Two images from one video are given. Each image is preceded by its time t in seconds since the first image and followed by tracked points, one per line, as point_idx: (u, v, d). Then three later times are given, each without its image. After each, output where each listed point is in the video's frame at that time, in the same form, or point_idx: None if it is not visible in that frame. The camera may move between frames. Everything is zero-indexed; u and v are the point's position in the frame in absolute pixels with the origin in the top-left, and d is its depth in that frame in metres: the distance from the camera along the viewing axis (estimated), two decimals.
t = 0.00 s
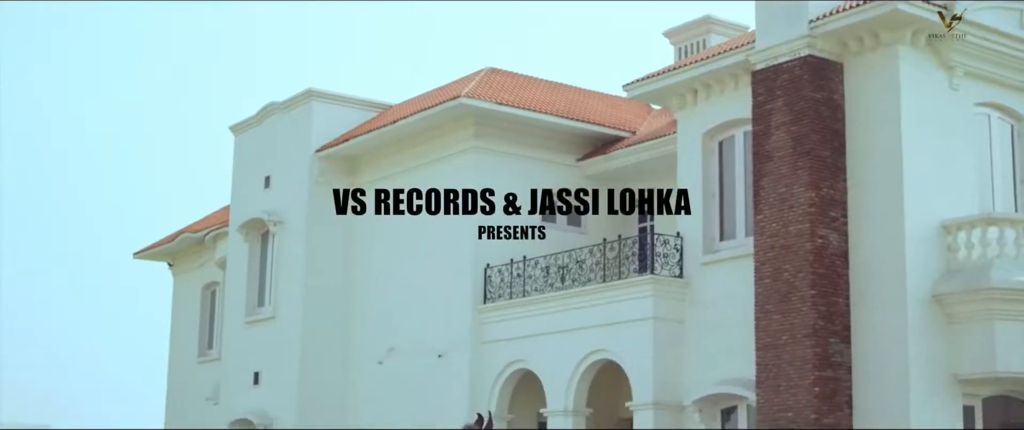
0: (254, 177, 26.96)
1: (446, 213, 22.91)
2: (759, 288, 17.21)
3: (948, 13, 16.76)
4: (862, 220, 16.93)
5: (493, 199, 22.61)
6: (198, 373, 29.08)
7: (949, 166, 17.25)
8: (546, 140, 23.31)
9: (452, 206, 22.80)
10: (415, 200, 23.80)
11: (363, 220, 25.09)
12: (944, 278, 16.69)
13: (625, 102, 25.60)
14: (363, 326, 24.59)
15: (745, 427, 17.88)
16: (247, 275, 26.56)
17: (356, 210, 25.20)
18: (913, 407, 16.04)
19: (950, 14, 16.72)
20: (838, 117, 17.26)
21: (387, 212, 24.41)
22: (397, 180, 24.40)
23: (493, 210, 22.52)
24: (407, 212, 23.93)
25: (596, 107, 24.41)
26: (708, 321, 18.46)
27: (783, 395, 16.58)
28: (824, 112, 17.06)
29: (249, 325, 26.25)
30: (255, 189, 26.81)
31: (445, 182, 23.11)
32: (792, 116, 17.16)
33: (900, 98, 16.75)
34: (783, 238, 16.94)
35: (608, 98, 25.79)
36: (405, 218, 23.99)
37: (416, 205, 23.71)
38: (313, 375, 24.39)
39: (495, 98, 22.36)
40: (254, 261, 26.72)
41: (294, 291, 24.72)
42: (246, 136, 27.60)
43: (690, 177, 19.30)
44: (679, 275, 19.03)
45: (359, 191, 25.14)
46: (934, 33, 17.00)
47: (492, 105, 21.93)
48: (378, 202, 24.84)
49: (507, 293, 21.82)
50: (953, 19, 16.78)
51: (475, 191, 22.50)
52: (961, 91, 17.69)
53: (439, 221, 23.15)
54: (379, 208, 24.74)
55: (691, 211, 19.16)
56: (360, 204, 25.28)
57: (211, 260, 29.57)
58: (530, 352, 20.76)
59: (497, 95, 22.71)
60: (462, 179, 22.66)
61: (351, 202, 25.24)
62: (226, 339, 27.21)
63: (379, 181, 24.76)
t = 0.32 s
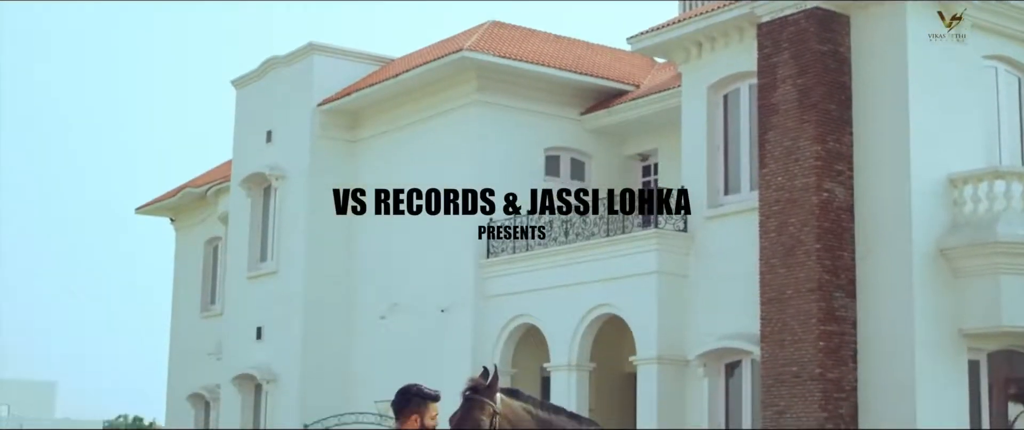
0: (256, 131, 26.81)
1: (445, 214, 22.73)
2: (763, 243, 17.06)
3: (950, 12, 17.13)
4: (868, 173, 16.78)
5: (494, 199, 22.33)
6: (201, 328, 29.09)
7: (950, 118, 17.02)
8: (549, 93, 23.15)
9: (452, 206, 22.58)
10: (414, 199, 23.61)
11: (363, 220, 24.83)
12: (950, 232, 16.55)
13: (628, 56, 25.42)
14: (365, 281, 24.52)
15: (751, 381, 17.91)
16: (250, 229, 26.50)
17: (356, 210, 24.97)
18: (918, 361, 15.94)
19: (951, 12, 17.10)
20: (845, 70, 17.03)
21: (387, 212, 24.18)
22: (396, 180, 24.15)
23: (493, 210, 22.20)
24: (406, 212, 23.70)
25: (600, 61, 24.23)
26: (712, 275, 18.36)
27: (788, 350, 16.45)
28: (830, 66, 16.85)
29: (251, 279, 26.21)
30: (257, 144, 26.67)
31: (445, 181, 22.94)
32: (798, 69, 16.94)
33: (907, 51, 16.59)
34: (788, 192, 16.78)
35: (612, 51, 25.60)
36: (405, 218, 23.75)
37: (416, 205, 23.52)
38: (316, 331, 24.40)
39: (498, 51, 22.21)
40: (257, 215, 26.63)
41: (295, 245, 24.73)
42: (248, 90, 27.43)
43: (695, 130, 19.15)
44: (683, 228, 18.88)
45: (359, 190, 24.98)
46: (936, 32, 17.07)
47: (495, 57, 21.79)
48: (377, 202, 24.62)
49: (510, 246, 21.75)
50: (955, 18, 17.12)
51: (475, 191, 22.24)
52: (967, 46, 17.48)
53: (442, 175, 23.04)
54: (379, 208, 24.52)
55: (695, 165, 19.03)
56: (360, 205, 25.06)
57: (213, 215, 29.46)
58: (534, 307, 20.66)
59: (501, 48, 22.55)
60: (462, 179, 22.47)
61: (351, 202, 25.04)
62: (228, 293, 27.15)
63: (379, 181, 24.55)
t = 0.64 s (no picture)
0: (258, 85, 26.65)
1: (446, 214, 22.76)
2: (768, 197, 16.88)
3: (948, 12, 16.68)
4: (874, 128, 16.64)
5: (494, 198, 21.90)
6: (204, 284, 29.06)
7: (964, 74, 16.63)
8: (553, 46, 22.97)
9: (453, 206, 22.71)
10: (415, 200, 23.76)
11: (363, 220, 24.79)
12: (957, 187, 16.36)
13: (633, 9, 25.21)
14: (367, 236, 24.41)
15: (756, 336, 17.70)
16: (252, 184, 26.39)
17: (356, 210, 24.90)
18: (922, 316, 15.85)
19: (950, 12, 16.67)
20: (851, 23, 16.81)
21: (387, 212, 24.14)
22: (397, 180, 23.98)
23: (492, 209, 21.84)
24: (406, 212, 23.70)
25: (604, 15, 24.01)
26: (717, 229, 18.25)
27: (792, 304, 16.32)
28: (837, 19, 16.62)
29: (254, 234, 26.12)
30: (259, 97, 26.50)
31: (444, 181, 22.93)
32: (804, 22, 16.71)
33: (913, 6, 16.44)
34: (793, 146, 16.57)
35: (616, 6, 25.41)
36: (405, 218, 23.66)
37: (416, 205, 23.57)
38: (318, 287, 24.39)
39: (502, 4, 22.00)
40: (259, 169, 26.51)
41: (297, 204, 24.74)
42: (250, 43, 27.23)
43: (700, 84, 18.98)
44: (687, 184, 18.72)
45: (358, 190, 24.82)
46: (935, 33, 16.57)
47: (500, 11, 21.59)
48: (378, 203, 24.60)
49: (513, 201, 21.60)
50: (955, 17, 16.66)
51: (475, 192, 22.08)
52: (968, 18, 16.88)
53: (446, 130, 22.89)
54: (379, 208, 24.50)
55: (700, 118, 18.87)
56: (360, 205, 24.98)
57: (215, 170, 29.32)
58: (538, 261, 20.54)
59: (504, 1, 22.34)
60: (463, 178, 22.44)
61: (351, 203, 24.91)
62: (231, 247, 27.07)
63: (379, 180, 24.39)
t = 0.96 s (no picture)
0: (258, 41, 26.48)
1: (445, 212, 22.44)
2: (774, 154, 16.75)
3: (948, 12, 16.17)
4: (880, 83, 16.47)
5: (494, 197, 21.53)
6: (207, 241, 29.00)
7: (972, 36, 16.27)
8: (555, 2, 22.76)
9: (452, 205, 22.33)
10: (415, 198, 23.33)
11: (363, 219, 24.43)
12: (963, 143, 16.06)
13: None
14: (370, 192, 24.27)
15: (760, 292, 17.70)
16: (253, 140, 26.28)
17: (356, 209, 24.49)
18: (929, 271, 15.74)
19: (950, 11, 16.14)
20: None
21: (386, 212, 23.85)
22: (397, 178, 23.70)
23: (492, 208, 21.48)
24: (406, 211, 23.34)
25: None
26: (721, 185, 18.13)
27: (797, 261, 16.23)
28: None
29: (255, 192, 26.02)
30: (260, 54, 26.34)
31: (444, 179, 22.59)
32: None
33: None
34: (799, 102, 16.43)
35: None
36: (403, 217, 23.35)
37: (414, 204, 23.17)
38: (320, 244, 24.30)
39: None
40: (260, 126, 26.38)
41: (298, 159, 24.56)
42: None
43: (705, 39, 18.79)
44: (692, 140, 18.66)
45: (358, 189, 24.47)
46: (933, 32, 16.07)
47: None
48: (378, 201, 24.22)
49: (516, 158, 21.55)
50: (954, 17, 16.11)
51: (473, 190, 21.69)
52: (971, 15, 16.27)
53: (448, 86, 22.73)
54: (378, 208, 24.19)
55: (703, 74, 18.69)
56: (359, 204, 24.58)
57: (216, 127, 29.18)
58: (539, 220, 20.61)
59: None
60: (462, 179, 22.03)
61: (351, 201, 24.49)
62: (232, 205, 26.98)
63: (380, 181, 24.13)
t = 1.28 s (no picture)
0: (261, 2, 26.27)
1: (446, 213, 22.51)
2: (781, 115, 16.60)
3: (948, 12, 15.79)
4: (889, 44, 16.31)
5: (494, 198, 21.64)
6: (211, 203, 28.89)
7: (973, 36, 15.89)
8: None
9: (452, 206, 22.40)
10: (415, 200, 23.49)
11: (364, 220, 24.45)
12: (972, 105, 15.78)
13: None
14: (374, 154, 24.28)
15: (767, 255, 17.58)
16: (256, 102, 26.13)
17: (356, 210, 24.55)
18: (938, 233, 15.61)
19: (950, 11, 15.73)
20: None
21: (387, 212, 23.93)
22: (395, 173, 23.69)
23: (492, 209, 21.61)
24: (407, 212, 23.45)
25: None
26: (729, 146, 17.97)
27: (805, 224, 16.10)
28: None
29: (259, 154, 25.88)
30: (263, 15, 26.13)
31: (444, 174, 22.60)
32: None
33: None
34: (807, 63, 16.26)
35: None
36: (405, 218, 23.47)
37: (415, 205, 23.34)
38: (323, 208, 24.17)
39: None
40: (263, 88, 26.22)
41: (301, 123, 24.35)
42: None
43: None
44: (698, 102, 18.45)
45: (358, 190, 24.54)
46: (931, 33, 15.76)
47: None
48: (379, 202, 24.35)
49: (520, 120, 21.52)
50: (953, 17, 15.66)
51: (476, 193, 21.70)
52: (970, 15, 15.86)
53: (453, 48, 22.55)
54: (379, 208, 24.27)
55: (711, 34, 18.47)
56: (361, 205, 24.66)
57: (219, 89, 29.01)
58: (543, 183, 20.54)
59: None
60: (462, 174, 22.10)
61: (351, 202, 24.58)
62: (235, 168, 26.84)
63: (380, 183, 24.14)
